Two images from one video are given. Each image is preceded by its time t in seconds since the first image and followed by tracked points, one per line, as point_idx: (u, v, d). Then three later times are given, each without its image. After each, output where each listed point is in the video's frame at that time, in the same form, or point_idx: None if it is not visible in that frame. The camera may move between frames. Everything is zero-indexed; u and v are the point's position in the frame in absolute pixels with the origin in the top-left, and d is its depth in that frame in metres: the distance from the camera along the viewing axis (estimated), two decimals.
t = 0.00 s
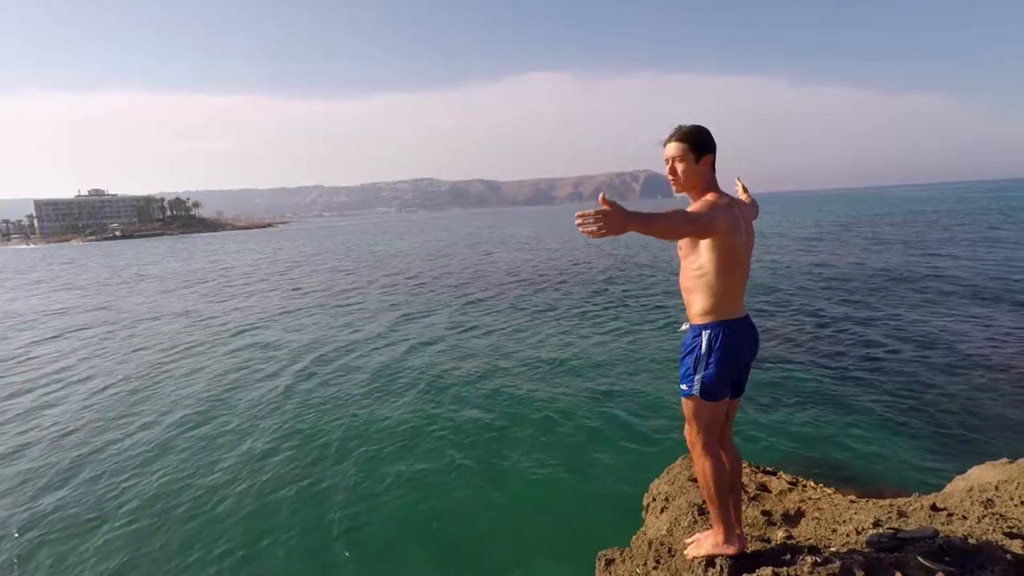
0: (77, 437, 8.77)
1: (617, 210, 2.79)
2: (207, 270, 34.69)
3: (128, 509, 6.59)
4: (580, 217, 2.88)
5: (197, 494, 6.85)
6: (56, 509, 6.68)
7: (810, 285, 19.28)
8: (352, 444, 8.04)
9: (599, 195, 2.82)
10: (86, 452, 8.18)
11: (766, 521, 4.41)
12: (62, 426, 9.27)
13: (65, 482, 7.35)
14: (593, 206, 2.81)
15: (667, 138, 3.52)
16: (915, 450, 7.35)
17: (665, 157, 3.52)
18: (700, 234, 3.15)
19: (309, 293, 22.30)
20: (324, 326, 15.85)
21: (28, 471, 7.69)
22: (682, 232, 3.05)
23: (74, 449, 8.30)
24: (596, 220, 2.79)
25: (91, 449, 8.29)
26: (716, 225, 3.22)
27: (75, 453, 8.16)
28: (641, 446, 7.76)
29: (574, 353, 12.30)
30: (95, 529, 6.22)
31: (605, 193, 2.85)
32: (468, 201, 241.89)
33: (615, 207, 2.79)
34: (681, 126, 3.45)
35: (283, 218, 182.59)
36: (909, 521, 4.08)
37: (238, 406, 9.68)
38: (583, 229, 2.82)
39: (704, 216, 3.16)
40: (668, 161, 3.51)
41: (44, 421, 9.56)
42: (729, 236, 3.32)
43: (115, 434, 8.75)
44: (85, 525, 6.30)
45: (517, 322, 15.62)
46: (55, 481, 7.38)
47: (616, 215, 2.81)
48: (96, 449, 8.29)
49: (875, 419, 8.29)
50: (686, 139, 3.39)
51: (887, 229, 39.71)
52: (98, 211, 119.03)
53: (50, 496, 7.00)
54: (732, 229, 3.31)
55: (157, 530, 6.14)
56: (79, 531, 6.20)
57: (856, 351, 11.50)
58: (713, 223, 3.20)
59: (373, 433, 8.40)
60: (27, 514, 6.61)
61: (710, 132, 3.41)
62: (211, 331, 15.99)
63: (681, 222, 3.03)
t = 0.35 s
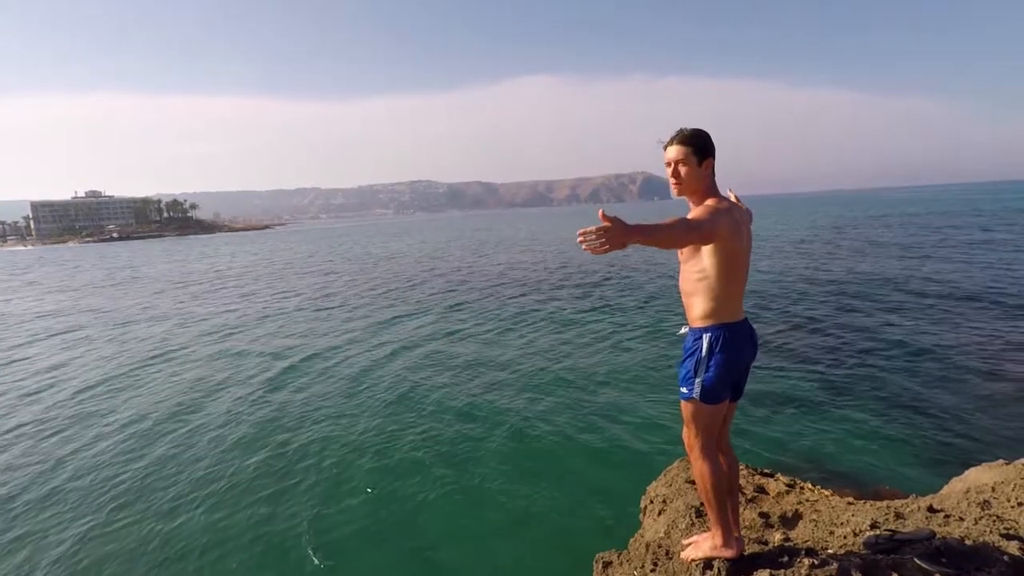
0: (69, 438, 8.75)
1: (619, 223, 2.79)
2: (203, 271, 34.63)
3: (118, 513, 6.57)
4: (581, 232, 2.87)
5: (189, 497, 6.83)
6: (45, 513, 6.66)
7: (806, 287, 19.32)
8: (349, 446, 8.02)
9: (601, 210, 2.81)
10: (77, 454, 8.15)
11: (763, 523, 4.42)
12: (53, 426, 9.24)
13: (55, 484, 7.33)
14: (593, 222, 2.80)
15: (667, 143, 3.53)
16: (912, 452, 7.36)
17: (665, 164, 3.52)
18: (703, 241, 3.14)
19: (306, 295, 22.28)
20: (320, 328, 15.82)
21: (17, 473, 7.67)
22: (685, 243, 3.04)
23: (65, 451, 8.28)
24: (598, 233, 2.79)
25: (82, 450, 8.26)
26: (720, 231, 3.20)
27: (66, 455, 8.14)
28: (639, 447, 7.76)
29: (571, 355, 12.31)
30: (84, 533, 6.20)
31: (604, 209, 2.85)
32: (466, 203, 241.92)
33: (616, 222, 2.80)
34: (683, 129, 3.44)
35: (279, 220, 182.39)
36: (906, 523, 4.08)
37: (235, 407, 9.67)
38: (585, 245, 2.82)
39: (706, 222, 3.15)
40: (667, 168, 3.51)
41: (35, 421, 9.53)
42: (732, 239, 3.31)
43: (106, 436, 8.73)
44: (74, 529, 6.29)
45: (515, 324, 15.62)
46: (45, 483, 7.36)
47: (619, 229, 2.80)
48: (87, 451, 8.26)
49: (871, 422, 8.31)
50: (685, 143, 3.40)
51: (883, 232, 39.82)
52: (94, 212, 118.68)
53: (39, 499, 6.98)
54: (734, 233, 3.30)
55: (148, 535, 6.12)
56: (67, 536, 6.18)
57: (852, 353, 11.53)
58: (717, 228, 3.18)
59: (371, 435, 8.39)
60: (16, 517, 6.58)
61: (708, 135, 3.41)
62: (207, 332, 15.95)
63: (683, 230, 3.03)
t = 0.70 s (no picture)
0: (60, 442, 8.72)
1: (617, 229, 2.79)
2: (201, 275, 34.60)
3: (107, 517, 6.55)
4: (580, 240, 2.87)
5: (179, 501, 6.81)
6: (34, 516, 6.64)
7: (804, 290, 19.35)
8: (346, 449, 8.03)
9: (601, 213, 2.81)
10: (67, 459, 8.12)
11: (761, 527, 4.42)
12: (44, 430, 9.22)
13: (44, 488, 7.31)
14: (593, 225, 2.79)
15: (663, 147, 3.54)
16: (909, 455, 7.37)
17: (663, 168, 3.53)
18: (703, 244, 3.14)
19: (304, 298, 22.27)
20: (318, 331, 15.80)
21: (9, 477, 7.65)
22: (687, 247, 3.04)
23: (55, 455, 8.26)
24: (598, 239, 2.79)
25: (73, 455, 8.24)
26: (719, 234, 3.21)
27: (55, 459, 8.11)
28: (637, 451, 7.76)
29: (570, 359, 12.31)
30: (71, 537, 6.19)
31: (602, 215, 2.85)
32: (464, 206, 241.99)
33: (615, 228, 2.80)
34: (680, 133, 3.45)
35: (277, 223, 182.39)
36: (904, 526, 4.09)
37: (232, 411, 9.67)
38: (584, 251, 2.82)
39: (705, 225, 3.16)
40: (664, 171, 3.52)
41: (27, 426, 9.50)
42: (730, 243, 3.32)
43: (97, 440, 8.71)
44: (62, 533, 6.27)
45: (512, 327, 15.63)
46: (34, 488, 7.33)
47: (617, 236, 2.80)
48: (77, 455, 8.24)
49: (869, 425, 8.32)
50: (682, 147, 3.42)
51: (880, 235, 39.87)
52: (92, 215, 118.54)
53: (27, 503, 6.96)
54: (732, 237, 3.31)
55: (137, 538, 6.10)
56: (54, 539, 6.16)
57: (850, 356, 11.54)
58: (716, 232, 3.19)
59: (369, 438, 8.40)
60: (4, 521, 6.57)
61: (704, 138, 3.43)
62: (205, 336, 15.92)
63: (683, 233, 3.03)
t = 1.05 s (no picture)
0: (51, 446, 8.70)
1: (609, 239, 2.81)
2: (201, 278, 34.63)
3: (97, 522, 6.54)
4: (572, 248, 2.89)
5: (171, 506, 6.81)
6: (24, 522, 6.63)
7: (804, 292, 19.37)
8: (346, 453, 8.03)
9: (589, 226, 2.81)
10: (59, 463, 8.12)
11: (761, 528, 4.42)
12: (37, 434, 9.22)
13: (34, 493, 7.30)
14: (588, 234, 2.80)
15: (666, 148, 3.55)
16: (910, 457, 7.37)
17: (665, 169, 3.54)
18: (703, 247, 3.15)
19: (304, 301, 22.27)
20: (318, 334, 15.81)
21: (8, 479, 7.67)
22: (688, 252, 3.04)
23: (48, 459, 8.26)
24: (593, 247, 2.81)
25: (65, 459, 8.24)
26: (720, 237, 3.21)
27: (47, 463, 8.10)
28: (637, 453, 7.77)
29: (569, 361, 12.31)
30: (61, 542, 6.18)
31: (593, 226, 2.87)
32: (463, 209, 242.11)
33: (607, 239, 2.81)
34: (684, 133, 3.46)
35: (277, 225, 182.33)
36: (904, 528, 4.09)
37: (232, 414, 9.69)
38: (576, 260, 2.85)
39: (707, 228, 3.16)
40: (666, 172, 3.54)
41: (21, 429, 9.50)
42: (730, 245, 3.33)
43: (90, 444, 8.70)
44: (52, 539, 6.26)
45: (512, 329, 15.65)
46: (25, 492, 7.33)
47: (609, 247, 2.82)
48: (70, 459, 8.24)
49: (869, 427, 8.32)
50: (683, 149, 3.43)
51: (879, 236, 39.88)
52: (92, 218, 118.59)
53: (17, 508, 6.95)
54: (733, 239, 3.31)
55: (127, 545, 6.10)
56: (44, 545, 6.16)
57: (850, 358, 11.55)
58: (716, 234, 3.19)
59: (368, 441, 8.41)
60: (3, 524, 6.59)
61: (705, 141, 3.44)
62: (204, 339, 15.92)
63: (683, 238, 3.03)
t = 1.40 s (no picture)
0: (43, 450, 8.67)
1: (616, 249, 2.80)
2: (199, 281, 34.57)
3: (88, 527, 6.51)
4: (581, 262, 2.87)
5: (163, 510, 6.78)
6: (18, 525, 6.61)
7: (803, 296, 19.36)
8: (346, 457, 8.02)
9: (598, 239, 2.86)
10: (51, 467, 8.09)
11: (761, 532, 4.41)
12: (30, 438, 9.18)
13: (25, 497, 7.27)
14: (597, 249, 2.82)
15: (665, 151, 3.55)
16: (910, 461, 7.36)
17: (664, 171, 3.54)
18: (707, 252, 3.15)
19: (302, 304, 22.23)
20: (317, 337, 15.77)
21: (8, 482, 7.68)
22: (693, 260, 3.04)
23: (40, 463, 8.23)
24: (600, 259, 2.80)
25: (57, 463, 8.21)
26: (722, 240, 3.20)
27: (39, 467, 8.07)
28: (637, 458, 7.75)
29: (568, 365, 12.29)
30: (51, 547, 6.15)
31: (601, 237, 2.85)
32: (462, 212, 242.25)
33: (616, 249, 2.81)
34: (683, 137, 3.46)
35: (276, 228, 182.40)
36: (904, 531, 4.08)
37: (230, 418, 9.68)
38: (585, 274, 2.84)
39: (708, 232, 3.16)
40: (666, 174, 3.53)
41: (14, 433, 9.47)
42: (732, 248, 3.32)
43: (83, 448, 8.67)
44: (42, 543, 6.23)
45: (511, 333, 15.63)
46: (17, 496, 7.30)
47: (618, 258, 2.81)
48: (63, 463, 8.21)
49: (869, 431, 8.31)
50: (683, 152, 3.43)
51: (878, 241, 39.90)
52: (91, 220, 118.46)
53: (13, 510, 6.94)
54: (733, 242, 3.30)
55: (118, 550, 6.07)
56: (33, 549, 6.13)
57: (850, 363, 11.54)
58: (719, 238, 3.19)
59: (368, 445, 8.38)
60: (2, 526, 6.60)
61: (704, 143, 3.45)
62: (202, 342, 15.88)
63: (686, 244, 3.03)
